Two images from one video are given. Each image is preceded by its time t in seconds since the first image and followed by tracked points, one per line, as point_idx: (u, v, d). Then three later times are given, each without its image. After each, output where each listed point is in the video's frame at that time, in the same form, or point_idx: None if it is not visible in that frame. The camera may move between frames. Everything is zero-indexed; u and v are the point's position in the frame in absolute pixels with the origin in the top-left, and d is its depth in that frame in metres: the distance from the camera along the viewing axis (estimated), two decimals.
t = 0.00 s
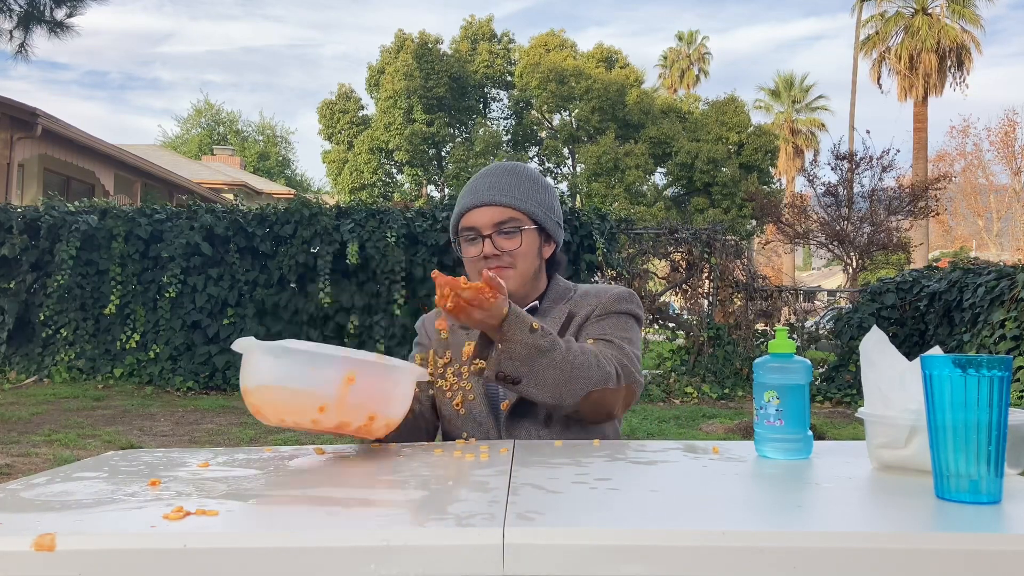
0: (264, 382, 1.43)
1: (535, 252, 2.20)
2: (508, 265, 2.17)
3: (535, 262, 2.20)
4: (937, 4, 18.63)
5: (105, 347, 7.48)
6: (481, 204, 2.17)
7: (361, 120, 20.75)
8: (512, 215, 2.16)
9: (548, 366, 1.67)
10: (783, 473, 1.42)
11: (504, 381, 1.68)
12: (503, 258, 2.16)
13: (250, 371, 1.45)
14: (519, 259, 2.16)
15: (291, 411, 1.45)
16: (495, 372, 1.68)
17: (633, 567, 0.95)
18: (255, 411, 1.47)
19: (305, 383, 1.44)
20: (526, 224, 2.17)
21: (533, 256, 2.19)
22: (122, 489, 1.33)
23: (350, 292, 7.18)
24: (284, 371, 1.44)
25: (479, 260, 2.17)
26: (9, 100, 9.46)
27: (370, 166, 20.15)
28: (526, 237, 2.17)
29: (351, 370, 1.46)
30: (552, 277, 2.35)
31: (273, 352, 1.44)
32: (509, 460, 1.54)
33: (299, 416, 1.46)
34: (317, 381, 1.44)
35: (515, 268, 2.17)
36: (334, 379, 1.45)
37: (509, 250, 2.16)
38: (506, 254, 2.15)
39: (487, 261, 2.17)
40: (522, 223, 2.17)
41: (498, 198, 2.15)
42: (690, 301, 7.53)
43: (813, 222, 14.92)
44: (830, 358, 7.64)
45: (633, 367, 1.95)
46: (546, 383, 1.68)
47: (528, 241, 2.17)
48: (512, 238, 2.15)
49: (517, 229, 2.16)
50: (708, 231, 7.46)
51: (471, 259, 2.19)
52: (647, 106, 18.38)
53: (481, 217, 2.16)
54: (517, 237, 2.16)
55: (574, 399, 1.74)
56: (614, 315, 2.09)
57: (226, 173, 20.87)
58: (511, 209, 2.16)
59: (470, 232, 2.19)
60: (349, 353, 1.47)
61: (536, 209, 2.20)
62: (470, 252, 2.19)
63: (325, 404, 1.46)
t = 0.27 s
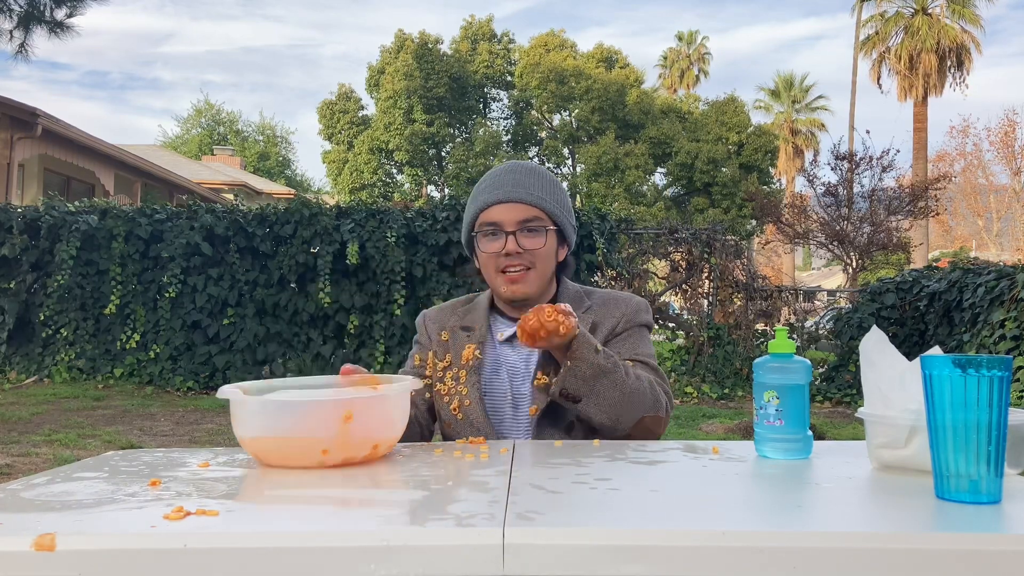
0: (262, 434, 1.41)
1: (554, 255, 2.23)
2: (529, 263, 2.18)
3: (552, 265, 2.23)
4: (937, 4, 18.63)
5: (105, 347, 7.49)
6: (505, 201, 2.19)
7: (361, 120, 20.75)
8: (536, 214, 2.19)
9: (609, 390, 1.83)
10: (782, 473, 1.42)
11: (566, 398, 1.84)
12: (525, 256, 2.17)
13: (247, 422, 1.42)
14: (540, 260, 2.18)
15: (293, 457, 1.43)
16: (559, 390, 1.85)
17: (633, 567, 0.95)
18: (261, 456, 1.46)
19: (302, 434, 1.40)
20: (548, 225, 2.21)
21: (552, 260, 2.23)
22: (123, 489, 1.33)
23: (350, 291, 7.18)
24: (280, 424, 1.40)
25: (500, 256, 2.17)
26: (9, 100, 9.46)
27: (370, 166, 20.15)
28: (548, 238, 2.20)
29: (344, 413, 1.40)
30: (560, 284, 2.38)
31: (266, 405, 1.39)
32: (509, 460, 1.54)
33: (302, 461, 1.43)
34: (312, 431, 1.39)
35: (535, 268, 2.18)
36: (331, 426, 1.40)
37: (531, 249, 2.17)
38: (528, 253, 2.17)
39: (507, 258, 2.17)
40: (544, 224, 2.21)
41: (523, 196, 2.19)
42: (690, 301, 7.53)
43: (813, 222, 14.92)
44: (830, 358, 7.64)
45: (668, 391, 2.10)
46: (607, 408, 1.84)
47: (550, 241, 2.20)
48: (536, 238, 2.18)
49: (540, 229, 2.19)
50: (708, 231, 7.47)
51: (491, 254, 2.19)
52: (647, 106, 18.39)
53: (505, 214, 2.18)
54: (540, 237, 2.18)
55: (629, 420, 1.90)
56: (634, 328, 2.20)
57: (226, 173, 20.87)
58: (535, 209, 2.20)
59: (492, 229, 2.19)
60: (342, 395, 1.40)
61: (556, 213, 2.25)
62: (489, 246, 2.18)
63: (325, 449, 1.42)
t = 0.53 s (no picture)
0: (253, 433, 1.42)
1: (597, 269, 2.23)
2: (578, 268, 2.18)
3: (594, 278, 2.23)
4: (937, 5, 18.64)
5: (105, 347, 7.49)
6: (562, 207, 2.20)
7: (361, 120, 20.76)
8: (588, 225, 2.21)
9: (638, 384, 1.98)
10: (783, 473, 1.42)
11: (598, 387, 2.00)
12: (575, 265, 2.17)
13: (239, 422, 1.44)
14: (588, 271, 2.17)
15: (282, 458, 1.43)
16: (590, 377, 2.00)
17: (631, 568, 0.95)
18: (256, 457, 1.47)
19: (290, 432, 1.40)
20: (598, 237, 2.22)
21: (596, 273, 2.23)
22: (123, 489, 1.34)
23: (350, 291, 7.18)
24: (268, 423, 1.40)
25: (551, 261, 2.16)
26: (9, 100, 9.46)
27: (370, 166, 20.16)
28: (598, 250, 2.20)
29: (334, 412, 1.40)
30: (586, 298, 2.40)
31: (256, 404, 1.40)
32: (510, 460, 1.55)
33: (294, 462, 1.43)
34: (300, 429, 1.40)
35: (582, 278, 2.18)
36: (319, 427, 1.40)
37: (582, 259, 2.17)
38: (579, 262, 2.16)
39: (558, 264, 2.15)
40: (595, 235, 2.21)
41: (577, 204, 2.21)
42: (690, 301, 7.53)
43: (813, 222, 14.91)
44: (830, 358, 7.65)
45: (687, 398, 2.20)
46: (633, 399, 1.98)
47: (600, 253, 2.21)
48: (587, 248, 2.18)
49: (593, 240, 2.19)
50: (708, 231, 7.47)
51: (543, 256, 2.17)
52: (647, 106, 18.40)
53: (562, 216, 2.19)
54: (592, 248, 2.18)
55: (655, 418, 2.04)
56: (650, 340, 2.33)
57: (226, 173, 20.87)
58: (588, 220, 2.22)
59: (545, 231, 2.19)
60: (331, 395, 1.40)
61: (602, 224, 2.29)
62: (540, 248, 2.16)
63: (313, 450, 1.42)
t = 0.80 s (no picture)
0: (253, 433, 1.42)
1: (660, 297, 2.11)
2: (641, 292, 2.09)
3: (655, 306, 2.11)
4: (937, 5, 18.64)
5: (105, 347, 7.49)
6: (636, 230, 2.08)
7: (361, 120, 20.75)
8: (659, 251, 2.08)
9: (690, 397, 2.08)
10: (784, 473, 1.42)
11: (653, 399, 2.08)
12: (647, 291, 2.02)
13: (242, 423, 1.44)
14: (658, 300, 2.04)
15: (281, 458, 1.43)
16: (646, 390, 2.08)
17: (632, 568, 0.95)
18: (256, 457, 1.47)
19: (288, 433, 1.40)
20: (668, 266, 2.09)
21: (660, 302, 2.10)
22: (122, 489, 1.33)
23: (350, 291, 7.17)
24: (268, 422, 1.41)
25: (623, 285, 2.01)
26: (9, 100, 9.47)
27: (370, 166, 20.16)
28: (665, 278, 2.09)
29: (335, 412, 1.40)
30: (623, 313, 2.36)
31: (258, 405, 1.40)
32: (510, 460, 1.55)
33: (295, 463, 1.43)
34: (299, 430, 1.40)
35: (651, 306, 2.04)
36: (319, 427, 1.40)
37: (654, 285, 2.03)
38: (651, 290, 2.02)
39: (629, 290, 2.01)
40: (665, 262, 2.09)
41: (651, 229, 2.09)
42: (690, 301, 7.52)
43: (813, 222, 14.91)
44: (830, 358, 7.65)
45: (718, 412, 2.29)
46: (687, 412, 2.08)
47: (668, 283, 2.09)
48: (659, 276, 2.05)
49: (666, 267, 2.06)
50: (708, 231, 7.46)
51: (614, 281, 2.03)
52: (647, 106, 18.41)
53: (641, 244, 2.06)
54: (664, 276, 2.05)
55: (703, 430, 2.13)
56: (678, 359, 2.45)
57: (226, 173, 20.88)
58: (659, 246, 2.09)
59: (621, 255, 2.04)
60: (333, 396, 1.40)
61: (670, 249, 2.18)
62: (615, 271, 2.01)
63: (313, 450, 1.42)
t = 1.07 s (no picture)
0: (251, 432, 1.42)
1: (546, 260, 2.29)
2: (556, 279, 2.37)
3: (546, 270, 2.29)
4: (937, 5, 18.64)
5: (105, 347, 7.49)
6: (499, 202, 2.27)
7: (361, 120, 20.76)
8: (526, 220, 2.26)
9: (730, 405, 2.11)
10: (783, 473, 1.42)
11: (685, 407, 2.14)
12: (510, 260, 2.24)
13: (240, 423, 1.44)
14: (525, 265, 2.24)
15: (280, 458, 1.43)
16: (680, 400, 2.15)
17: (633, 567, 0.95)
18: (255, 456, 1.47)
19: (287, 433, 1.40)
20: (538, 232, 2.27)
21: (545, 265, 2.28)
22: (122, 489, 1.33)
23: (350, 291, 7.17)
24: (267, 423, 1.41)
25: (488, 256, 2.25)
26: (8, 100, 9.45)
27: (370, 166, 20.15)
28: (537, 243, 2.26)
29: (332, 413, 1.39)
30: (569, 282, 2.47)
31: (256, 406, 1.40)
32: (510, 459, 1.55)
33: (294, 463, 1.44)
34: (298, 430, 1.40)
35: (523, 273, 2.24)
36: (318, 427, 1.40)
37: (518, 253, 2.24)
38: (513, 257, 2.24)
39: (494, 261, 2.25)
40: (535, 229, 2.27)
41: (520, 200, 2.25)
42: (690, 301, 7.51)
43: (813, 222, 14.91)
44: (830, 358, 7.65)
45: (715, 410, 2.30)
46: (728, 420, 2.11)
47: (539, 248, 2.27)
48: (523, 244, 2.25)
49: (527, 234, 2.25)
50: (708, 231, 7.48)
51: (549, 265, 2.29)
52: (648, 106, 18.40)
53: (571, 239, 2.36)
54: (527, 242, 2.25)
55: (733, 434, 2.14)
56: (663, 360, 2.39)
57: (225, 173, 20.86)
58: (526, 214, 2.26)
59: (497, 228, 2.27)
60: (329, 397, 1.39)
61: (567, 215, 2.32)
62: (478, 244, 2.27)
63: (312, 450, 1.42)
